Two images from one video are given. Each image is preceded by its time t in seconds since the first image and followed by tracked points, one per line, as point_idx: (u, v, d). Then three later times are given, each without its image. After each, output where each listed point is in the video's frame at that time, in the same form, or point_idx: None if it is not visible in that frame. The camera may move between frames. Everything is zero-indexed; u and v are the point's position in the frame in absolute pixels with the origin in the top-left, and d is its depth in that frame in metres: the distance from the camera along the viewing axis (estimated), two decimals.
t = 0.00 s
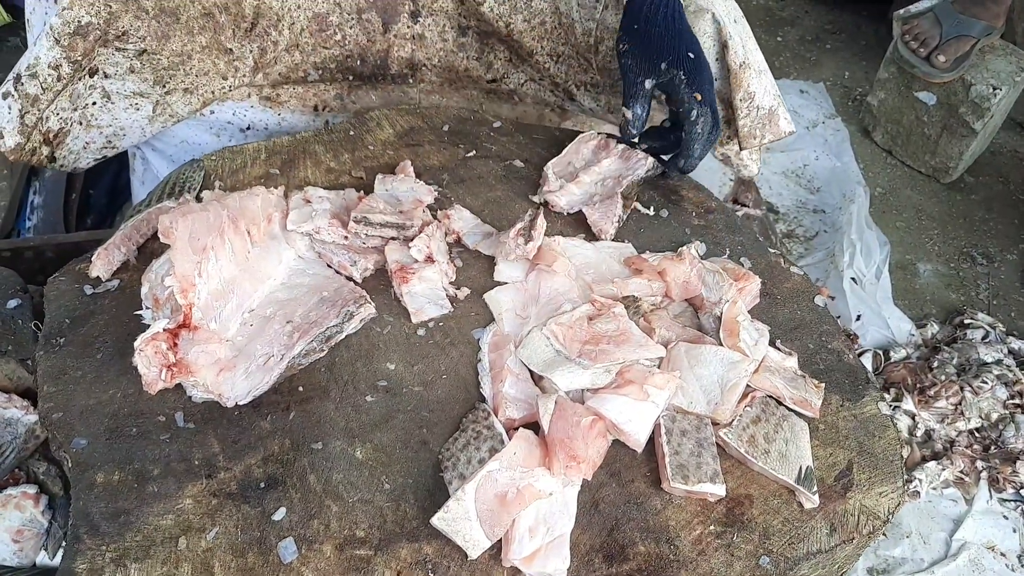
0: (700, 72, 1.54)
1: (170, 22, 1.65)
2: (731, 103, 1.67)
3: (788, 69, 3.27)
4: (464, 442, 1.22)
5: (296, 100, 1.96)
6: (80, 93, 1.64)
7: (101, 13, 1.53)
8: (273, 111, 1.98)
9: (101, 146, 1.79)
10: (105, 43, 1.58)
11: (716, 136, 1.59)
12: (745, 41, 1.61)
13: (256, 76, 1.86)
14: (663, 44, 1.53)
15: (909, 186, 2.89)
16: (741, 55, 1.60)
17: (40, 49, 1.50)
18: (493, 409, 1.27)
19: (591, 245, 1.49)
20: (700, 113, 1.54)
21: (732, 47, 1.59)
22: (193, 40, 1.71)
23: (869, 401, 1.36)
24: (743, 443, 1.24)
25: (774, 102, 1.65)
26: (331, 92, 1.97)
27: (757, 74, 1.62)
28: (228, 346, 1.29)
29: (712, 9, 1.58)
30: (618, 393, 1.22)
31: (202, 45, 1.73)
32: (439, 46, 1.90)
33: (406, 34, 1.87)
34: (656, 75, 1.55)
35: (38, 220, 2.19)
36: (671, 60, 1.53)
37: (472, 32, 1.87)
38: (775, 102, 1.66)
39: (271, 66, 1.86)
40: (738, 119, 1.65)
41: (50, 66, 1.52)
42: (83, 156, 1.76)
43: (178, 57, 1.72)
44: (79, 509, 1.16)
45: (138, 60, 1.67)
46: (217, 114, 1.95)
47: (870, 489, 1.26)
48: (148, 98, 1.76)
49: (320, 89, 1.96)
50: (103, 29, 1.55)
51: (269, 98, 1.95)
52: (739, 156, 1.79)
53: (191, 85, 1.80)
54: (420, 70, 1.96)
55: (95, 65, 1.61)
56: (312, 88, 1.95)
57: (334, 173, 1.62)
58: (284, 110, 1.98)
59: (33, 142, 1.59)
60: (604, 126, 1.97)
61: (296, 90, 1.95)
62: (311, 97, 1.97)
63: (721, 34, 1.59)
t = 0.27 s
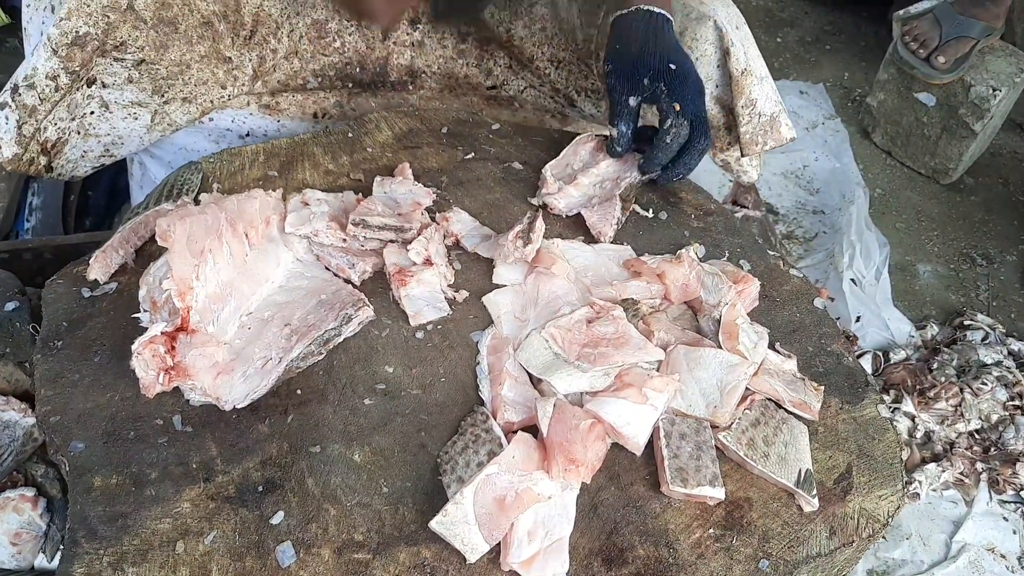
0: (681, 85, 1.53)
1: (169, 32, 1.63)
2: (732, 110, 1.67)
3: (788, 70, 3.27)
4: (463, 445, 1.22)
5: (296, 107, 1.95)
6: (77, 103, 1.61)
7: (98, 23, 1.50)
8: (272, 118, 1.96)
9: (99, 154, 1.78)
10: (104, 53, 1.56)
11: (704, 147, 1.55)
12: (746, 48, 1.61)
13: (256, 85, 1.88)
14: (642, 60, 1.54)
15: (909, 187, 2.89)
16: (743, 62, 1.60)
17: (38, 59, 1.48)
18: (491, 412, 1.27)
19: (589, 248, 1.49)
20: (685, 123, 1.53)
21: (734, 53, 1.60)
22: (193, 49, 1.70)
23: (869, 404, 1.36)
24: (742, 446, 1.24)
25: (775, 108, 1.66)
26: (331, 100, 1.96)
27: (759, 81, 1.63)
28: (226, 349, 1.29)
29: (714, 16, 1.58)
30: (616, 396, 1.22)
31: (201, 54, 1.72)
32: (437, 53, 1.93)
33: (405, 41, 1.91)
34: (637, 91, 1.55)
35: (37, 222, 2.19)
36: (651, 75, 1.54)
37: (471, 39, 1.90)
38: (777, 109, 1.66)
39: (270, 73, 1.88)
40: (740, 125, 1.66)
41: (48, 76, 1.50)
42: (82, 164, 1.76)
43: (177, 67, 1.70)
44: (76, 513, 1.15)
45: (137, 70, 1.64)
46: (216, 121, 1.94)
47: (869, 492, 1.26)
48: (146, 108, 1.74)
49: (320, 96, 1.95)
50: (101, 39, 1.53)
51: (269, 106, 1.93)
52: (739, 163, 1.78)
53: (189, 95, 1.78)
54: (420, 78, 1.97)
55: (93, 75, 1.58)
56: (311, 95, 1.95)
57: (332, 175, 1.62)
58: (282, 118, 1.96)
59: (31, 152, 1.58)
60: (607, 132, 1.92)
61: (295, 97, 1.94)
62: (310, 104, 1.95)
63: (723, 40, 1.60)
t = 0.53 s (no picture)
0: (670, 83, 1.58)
1: (170, 24, 1.65)
2: (732, 109, 1.62)
3: (787, 69, 3.26)
4: (462, 444, 1.22)
5: (295, 101, 1.94)
6: (79, 95, 1.62)
7: (101, 16, 1.52)
8: (272, 112, 1.95)
9: (100, 146, 1.78)
10: (105, 45, 1.58)
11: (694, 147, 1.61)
12: (747, 47, 1.56)
13: (257, 79, 1.88)
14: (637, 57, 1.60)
15: (908, 186, 2.89)
16: (744, 61, 1.55)
17: (40, 52, 1.49)
18: (491, 411, 1.27)
19: (589, 246, 1.48)
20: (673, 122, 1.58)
21: (735, 52, 1.54)
22: (194, 41, 1.72)
23: (868, 403, 1.36)
24: (742, 445, 1.23)
25: (776, 107, 1.61)
26: (332, 94, 1.95)
27: (761, 79, 1.58)
28: (224, 348, 1.28)
29: (716, 14, 1.53)
30: (616, 395, 1.22)
31: (202, 47, 1.74)
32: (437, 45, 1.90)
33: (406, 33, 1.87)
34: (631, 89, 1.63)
35: (36, 221, 2.19)
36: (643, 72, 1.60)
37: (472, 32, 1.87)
38: (777, 108, 1.61)
39: (271, 65, 1.87)
40: (741, 125, 1.60)
41: (51, 68, 1.52)
42: (83, 156, 1.75)
43: (178, 59, 1.72)
44: (74, 512, 1.15)
45: (138, 62, 1.66)
46: (215, 115, 1.93)
47: (869, 491, 1.25)
48: (147, 100, 1.76)
49: (320, 90, 1.94)
50: (103, 31, 1.55)
51: (269, 100, 1.93)
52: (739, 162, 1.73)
53: (190, 87, 1.80)
54: (420, 72, 1.92)
55: (94, 67, 1.60)
56: (312, 90, 1.93)
57: (331, 173, 1.61)
58: (282, 112, 1.96)
59: (32, 144, 1.58)
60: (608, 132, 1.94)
61: (296, 91, 1.93)
62: (310, 99, 1.94)
63: (724, 38, 1.54)
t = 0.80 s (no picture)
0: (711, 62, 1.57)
1: (158, 26, 1.64)
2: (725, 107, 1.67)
3: (784, 69, 3.27)
4: (456, 443, 1.22)
5: (286, 103, 1.94)
6: (67, 98, 1.63)
7: (87, 18, 1.53)
8: (264, 114, 1.95)
9: (91, 150, 1.78)
10: (91, 48, 1.58)
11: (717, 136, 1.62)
12: (737, 45, 1.64)
13: (247, 81, 1.87)
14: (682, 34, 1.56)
15: (905, 185, 2.89)
16: (735, 58, 1.62)
17: (26, 54, 1.51)
18: (485, 410, 1.26)
19: (583, 245, 1.48)
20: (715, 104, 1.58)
21: (726, 49, 1.62)
22: (182, 44, 1.70)
23: (863, 401, 1.36)
24: (736, 444, 1.23)
25: (768, 104, 1.67)
26: (321, 96, 1.95)
27: (751, 76, 1.65)
28: (218, 346, 1.28)
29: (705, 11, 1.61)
30: (610, 393, 1.22)
31: (190, 49, 1.72)
32: (430, 47, 1.90)
33: (396, 35, 1.87)
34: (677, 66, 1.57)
35: (31, 220, 2.20)
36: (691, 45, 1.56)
37: (464, 33, 1.88)
38: (769, 105, 1.67)
39: (261, 68, 1.85)
40: (734, 122, 1.65)
41: (37, 71, 1.53)
42: (74, 159, 1.76)
43: (166, 61, 1.71)
44: (68, 511, 1.15)
45: (125, 65, 1.66)
46: (206, 117, 1.92)
47: (864, 489, 1.25)
48: (136, 102, 1.75)
49: (311, 92, 1.94)
50: (89, 34, 1.56)
51: (259, 101, 1.92)
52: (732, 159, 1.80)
53: (180, 90, 1.79)
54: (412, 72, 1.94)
55: (81, 69, 1.61)
56: (303, 92, 1.93)
57: (326, 172, 1.61)
58: (276, 112, 1.96)
59: (19, 147, 1.60)
60: (595, 127, 2.08)
61: (285, 93, 1.92)
62: (302, 100, 1.94)
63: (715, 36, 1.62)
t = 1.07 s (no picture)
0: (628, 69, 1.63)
1: (157, 22, 1.63)
2: (719, 109, 1.69)
3: (779, 69, 3.27)
4: (450, 444, 1.22)
5: (280, 100, 1.94)
6: (66, 97, 1.59)
7: (90, 16, 1.50)
8: (257, 113, 1.94)
9: (84, 153, 1.74)
10: (93, 46, 1.55)
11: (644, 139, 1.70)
12: (731, 45, 1.62)
13: (242, 77, 1.87)
14: (604, 43, 1.63)
15: (900, 185, 2.89)
16: (729, 58, 1.62)
17: (28, 53, 1.46)
18: (479, 411, 1.26)
19: (578, 246, 1.48)
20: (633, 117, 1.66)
21: (718, 50, 1.61)
22: (180, 40, 1.69)
23: (856, 402, 1.36)
24: (730, 445, 1.24)
25: (764, 104, 1.67)
26: (315, 93, 1.96)
27: (746, 76, 1.64)
28: (212, 347, 1.27)
29: (697, 12, 1.59)
30: (604, 394, 1.22)
31: (188, 45, 1.72)
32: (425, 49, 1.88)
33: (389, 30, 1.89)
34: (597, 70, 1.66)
35: (26, 221, 2.19)
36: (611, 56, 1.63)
37: (455, 31, 1.91)
38: (765, 105, 1.67)
39: (256, 61, 1.86)
40: (732, 122, 1.66)
41: (38, 70, 1.49)
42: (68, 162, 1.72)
43: (166, 58, 1.70)
44: (61, 512, 1.15)
45: (126, 63, 1.64)
46: (199, 118, 1.93)
47: (857, 490, 1.26)
48: (134, 101, 1.73)
49: (303, 89, 1.95)
50: (92, 31, 1.53)
51: (252, 99, 1.92)
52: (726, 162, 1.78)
53: (177, 87, 1.78)
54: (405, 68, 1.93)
55: (82, 68, 1.58)
56: (296, 88, 1.93)
57: (320, 173, 1.61)
58: (269, 111, 1.95)
59: (20, 150, 1.55)
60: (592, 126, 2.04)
61: (279, 90, 1.93)
62: (295, 97, 1.94)
63: (706, 36, 1.61)
